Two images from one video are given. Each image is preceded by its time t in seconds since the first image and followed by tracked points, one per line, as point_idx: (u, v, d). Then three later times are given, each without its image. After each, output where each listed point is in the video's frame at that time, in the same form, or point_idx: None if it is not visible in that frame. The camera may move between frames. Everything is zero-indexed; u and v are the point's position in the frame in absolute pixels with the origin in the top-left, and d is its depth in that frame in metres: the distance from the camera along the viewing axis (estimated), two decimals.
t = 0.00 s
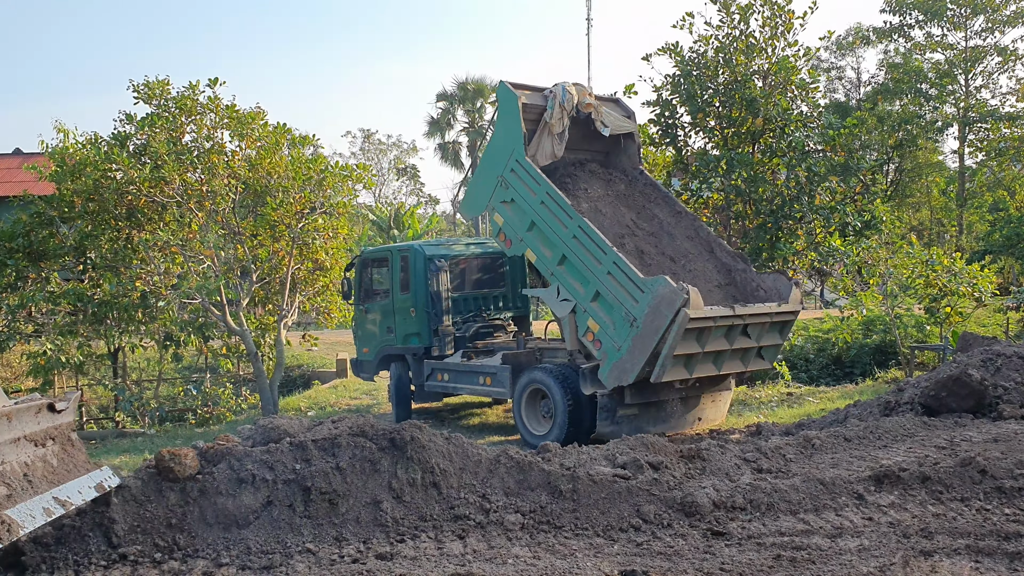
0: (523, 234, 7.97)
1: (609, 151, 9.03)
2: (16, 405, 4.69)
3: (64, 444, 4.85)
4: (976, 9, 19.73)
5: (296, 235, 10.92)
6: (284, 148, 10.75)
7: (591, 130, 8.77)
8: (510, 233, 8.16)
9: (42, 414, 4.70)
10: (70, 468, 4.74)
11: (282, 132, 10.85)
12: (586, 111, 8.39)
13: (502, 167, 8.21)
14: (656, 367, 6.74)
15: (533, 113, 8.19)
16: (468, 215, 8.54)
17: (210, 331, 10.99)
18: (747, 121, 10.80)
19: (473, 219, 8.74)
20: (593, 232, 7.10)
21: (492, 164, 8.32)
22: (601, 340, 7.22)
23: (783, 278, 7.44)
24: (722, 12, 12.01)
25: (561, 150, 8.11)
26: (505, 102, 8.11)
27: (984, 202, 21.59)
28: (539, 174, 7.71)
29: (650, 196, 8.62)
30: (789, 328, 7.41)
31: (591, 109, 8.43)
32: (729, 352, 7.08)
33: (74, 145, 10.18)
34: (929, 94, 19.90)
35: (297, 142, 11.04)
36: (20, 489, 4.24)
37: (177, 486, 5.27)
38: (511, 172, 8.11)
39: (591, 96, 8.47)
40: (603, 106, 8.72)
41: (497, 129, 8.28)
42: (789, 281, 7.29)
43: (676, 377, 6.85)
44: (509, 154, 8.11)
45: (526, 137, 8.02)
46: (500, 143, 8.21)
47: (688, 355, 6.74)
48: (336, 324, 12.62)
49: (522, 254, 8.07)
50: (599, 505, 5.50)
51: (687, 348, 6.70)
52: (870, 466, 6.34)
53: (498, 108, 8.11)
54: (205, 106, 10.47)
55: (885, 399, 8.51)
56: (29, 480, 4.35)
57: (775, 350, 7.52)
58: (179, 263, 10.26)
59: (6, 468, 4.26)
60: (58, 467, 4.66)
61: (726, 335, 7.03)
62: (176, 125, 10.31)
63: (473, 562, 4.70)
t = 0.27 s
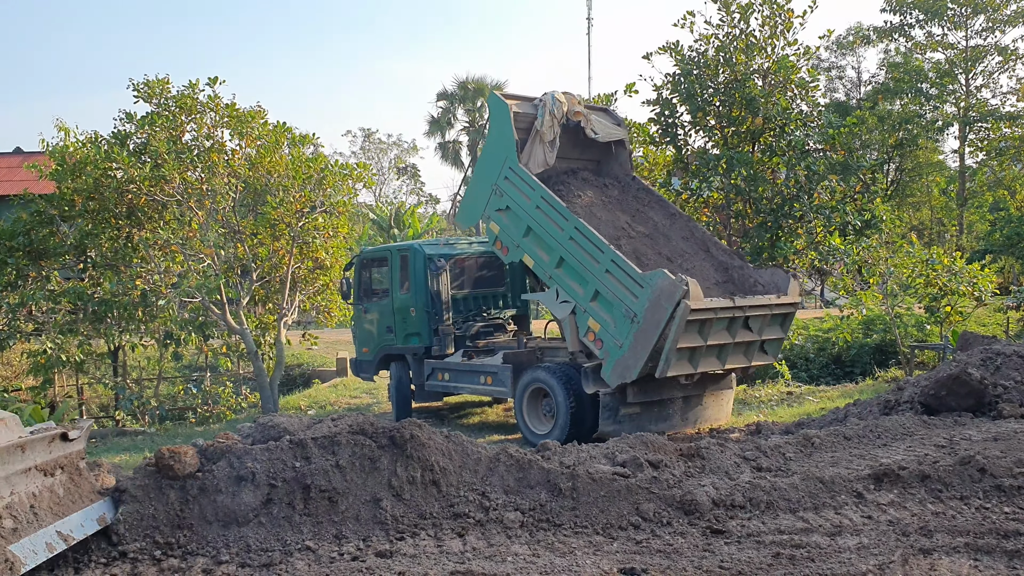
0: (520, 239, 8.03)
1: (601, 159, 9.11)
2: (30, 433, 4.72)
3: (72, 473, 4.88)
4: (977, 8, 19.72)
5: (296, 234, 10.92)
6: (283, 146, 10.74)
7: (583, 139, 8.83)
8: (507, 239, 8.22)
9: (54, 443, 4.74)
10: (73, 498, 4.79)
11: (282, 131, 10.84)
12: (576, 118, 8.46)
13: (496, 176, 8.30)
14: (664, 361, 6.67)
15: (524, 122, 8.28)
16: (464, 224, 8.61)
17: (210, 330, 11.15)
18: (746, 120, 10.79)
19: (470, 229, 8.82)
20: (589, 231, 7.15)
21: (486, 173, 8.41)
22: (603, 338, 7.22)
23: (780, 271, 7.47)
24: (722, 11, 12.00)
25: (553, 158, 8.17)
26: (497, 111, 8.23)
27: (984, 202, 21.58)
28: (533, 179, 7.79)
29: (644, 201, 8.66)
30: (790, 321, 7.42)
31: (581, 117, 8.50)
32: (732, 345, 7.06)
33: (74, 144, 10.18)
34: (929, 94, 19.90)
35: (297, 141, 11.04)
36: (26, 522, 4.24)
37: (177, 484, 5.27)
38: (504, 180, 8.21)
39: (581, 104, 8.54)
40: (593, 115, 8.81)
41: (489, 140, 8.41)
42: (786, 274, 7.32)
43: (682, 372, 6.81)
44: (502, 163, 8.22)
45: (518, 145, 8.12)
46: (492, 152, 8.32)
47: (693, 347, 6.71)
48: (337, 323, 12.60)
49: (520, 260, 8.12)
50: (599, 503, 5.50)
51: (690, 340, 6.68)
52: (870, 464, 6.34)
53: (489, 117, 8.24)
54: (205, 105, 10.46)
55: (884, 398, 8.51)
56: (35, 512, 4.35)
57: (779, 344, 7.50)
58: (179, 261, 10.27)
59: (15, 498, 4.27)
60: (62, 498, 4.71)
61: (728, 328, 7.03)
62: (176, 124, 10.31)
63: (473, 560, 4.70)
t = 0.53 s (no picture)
0: (517, 245, 8.06)
1: (594, 168, 9.20)
2: (34, 448, 4.62)
3: (74, 489, 4.81)
4: (978, 8, 19.70)
5: (296, 233, 10.90)
6: (282, 145, 10.73)
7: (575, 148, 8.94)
8: (503, 247, 8.25)
9: (59, 460, 4.66)
10: (74, 516, 4.74)
11: (282, 130, 10.83)
12: (567, 128, 8.61)
13: (490, 185, 8.37)
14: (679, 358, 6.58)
15: (516, 131, 8.45)
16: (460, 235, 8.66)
17: (210, 329, 11.12)
18: (747, 120, 10.77)
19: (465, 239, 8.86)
20: (585, 232, 7.19)
21: (480, 183, 8.48)
22: (603, 338, 7.20)
23: (778, 266, 7.49)
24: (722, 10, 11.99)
25: (545, 168, 8.29)
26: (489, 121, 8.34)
27: (985, 202, 21.55)
28: (527, 185, 7.85)
29: (639, 207, 8.69)
30: (799, 315, 7.44)
31: (571, 127, 8.63)
32: (745, 340, 7.04)
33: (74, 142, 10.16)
34: (930, 93, 19.89)
35: (296, 140, 11.02)
36: (27, 545, 4.19)
37: (177, 483, 5.27)
38: (499, 188, 8.27)
39: (572, 114, 8.70)
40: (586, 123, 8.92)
41: (482, 150, 8.49)
42: (784, 267, 7.32)
43: (699, 369, 6.74)
44: (496, 172, 8.29)
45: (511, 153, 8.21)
46: (486, 162, 8.40)
47: (705, 342, 6.68)
48: (337, 322, 12.56)
49: (517, 267, 8.14)
50: (599, 502, 5.48)
51: (700, 334, 6.66)
52: (870, 464, 6.33)
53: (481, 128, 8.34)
54: (205, 104, 10.45)
55: (885, 398, 8.50)
56: (37, 534, 4.30)
57: (793, 340, 7.48)
58: (180, 260, 10.27)
59: (17, 519, 4.20)
60: (63, 516, 4.66)
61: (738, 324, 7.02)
62: (176, 123, 10.30)
63: (472, 559, 4.69)
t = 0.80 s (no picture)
0: (513, 253, 8.08)
1: (587, 179, 9.30)
2: (37, 452, 4.62)
3: (75, 493, 4.79)
4: (978, 8, 19.70)
5: (297, 232, 10.91)
6: (282, 145, 10.72)
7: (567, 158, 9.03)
8: (499, 256, 8.27)
9: (61, 464, 4.65)
10: (77, 519, 4.72)
11: (282, 130, 10.83)
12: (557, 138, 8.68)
13: (484, 195, 8.43)
14: (693, 351, 6.55)
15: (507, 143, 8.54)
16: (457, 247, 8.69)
17: (210, 329, 11.12)
18: (747, 120, 10.76)
19: (461, 251, 8.90)
20: (580, 234, 7.23)
21: (474, 194, 8.54)
22: (603, 338, 7.19)
23: (773, 261, 7.56)
24: (723, 11, 11.98)
25: (536, 178, 8.36)
26: (480, 132, 8.43)
27: (985, 202, 21.54)
28: (520, 193, 7.90)
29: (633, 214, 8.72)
30: (805, 305, 7.46)
31: (562, 137, 8.70)
32: (755, 332, 7.03)
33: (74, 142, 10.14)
34: (930, 94, 19.88)
35: (297, 140, 11.01)
36: (27, 549, 4.17)
37: (177, 484, 5.27)
38: (493, 198, 8.31)
39: (562, 124, 8.76)
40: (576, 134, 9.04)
41: (474, 163, 8.55)
42: (779, 260, 7.43)
43: (714, 362, 6.70)
44: (489, 183, 8.34)
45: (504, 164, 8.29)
46: (478, 173, 8.48)
47: (715, 334, 6.68)
48: (337, 322, 12.57)
49: (514, 275, 8.15)
50: (600, 503, 5.48)
51: (709, 326, 6.67)
52: (870, 464, 6.33)
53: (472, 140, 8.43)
54: (205, 104, 10.45)
55: (885, 398, 8.50)
56: (37, 538, 4.29)
57: (804, 332, 7.46)
58: (180, 261, 10.28)
59: (18, 523, 4.19)
60: (66, 518, 4.64)
61: (745, 316, 7.03)
62: (176, 123, 10.31)
63: (473, 560, 4.69)
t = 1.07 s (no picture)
0: (509, 260, 8.10)
1: (581, 190, 9.38)
2: (37, 452, 4.63)
3: (75, 492, 4.79)
4: (979, 8, 19.70)
5: (297, 231, 10.90)
6: (282, 144, 10.70)
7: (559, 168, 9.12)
8: (496, 265, 8.28)
9: (60, 464, 4.65)
10: (76, 518, 4.71)
11: (282, 129, 10.82)
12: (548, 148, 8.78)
13: (478, 206, 8.48)
14: (690, 344, 6.56)
15: (500, 154, 8.60)
16: (453, 260, 8.70)
17: (211, 328, 11.11)
18: (747, 119, 10.75)
19: (457, 263, 8.90)
20: (576, 236, 7.27)
21: (468, 206, 8.60)
22: (603, 338, 7.17)
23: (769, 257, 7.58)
24: (723, 11, 11.97)
25: (528, 189, 8.45)
26: (472, 145, 8.54)
27: (986, 202, 21.54)
28: (514, 201, 7.96)
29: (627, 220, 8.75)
30: (801, 300, 7.48)
31: (552, 147, 8.80)
32: (751, 326, 7.05)
33: (74, 141, 10.13)
34: (930, 93, 19.87)
35: (297, 139, 11.00)
36: (27, 549, 4.17)
37: (177, 483, 5.26)
38: (488, 207, 8.36)
39: (553, 135, 8.86)
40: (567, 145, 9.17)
41: (468, 176, 8.63)
42: (774, 255, 7.47)
43: (710, 355, 6.70)
44: (484, 193, 8.40)
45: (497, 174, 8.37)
46: (471, 185, 8.55)
47: (712, 327, 6.68)
48: (337, 322, 12.56)
49: (511, 283, 8.15)
50: (600, 503, 5.48)
51: (706, 319, 6.67)
52: (870, 464, 6.32)
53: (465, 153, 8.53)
54: (205, 103, 10.44)
55: (885, 398, 8.49)
56: (37, 538, 4.28)
57: (801, 326, 7.47)
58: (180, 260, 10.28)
59: (18, 523, 4.18)
60: (65, 518, 4.63)
61: (741, 310, 7.05)
62: (176, 122, 10.31)
63: (472, 560, 4.68)
